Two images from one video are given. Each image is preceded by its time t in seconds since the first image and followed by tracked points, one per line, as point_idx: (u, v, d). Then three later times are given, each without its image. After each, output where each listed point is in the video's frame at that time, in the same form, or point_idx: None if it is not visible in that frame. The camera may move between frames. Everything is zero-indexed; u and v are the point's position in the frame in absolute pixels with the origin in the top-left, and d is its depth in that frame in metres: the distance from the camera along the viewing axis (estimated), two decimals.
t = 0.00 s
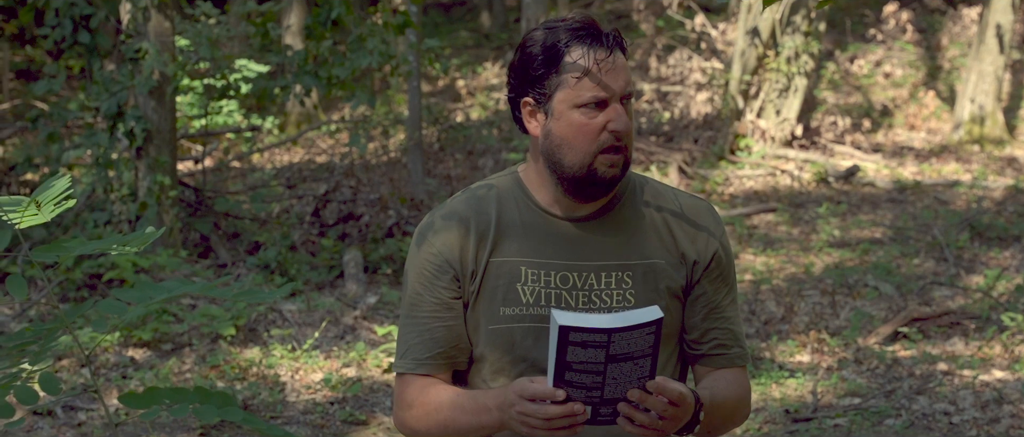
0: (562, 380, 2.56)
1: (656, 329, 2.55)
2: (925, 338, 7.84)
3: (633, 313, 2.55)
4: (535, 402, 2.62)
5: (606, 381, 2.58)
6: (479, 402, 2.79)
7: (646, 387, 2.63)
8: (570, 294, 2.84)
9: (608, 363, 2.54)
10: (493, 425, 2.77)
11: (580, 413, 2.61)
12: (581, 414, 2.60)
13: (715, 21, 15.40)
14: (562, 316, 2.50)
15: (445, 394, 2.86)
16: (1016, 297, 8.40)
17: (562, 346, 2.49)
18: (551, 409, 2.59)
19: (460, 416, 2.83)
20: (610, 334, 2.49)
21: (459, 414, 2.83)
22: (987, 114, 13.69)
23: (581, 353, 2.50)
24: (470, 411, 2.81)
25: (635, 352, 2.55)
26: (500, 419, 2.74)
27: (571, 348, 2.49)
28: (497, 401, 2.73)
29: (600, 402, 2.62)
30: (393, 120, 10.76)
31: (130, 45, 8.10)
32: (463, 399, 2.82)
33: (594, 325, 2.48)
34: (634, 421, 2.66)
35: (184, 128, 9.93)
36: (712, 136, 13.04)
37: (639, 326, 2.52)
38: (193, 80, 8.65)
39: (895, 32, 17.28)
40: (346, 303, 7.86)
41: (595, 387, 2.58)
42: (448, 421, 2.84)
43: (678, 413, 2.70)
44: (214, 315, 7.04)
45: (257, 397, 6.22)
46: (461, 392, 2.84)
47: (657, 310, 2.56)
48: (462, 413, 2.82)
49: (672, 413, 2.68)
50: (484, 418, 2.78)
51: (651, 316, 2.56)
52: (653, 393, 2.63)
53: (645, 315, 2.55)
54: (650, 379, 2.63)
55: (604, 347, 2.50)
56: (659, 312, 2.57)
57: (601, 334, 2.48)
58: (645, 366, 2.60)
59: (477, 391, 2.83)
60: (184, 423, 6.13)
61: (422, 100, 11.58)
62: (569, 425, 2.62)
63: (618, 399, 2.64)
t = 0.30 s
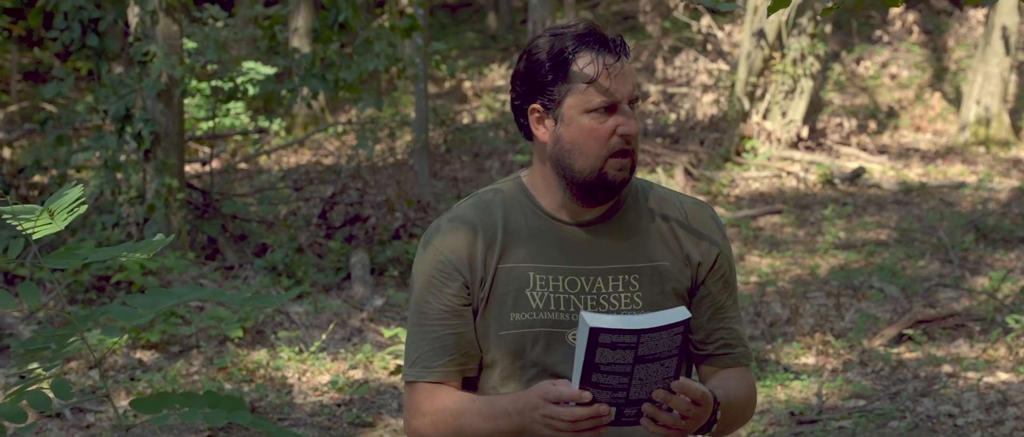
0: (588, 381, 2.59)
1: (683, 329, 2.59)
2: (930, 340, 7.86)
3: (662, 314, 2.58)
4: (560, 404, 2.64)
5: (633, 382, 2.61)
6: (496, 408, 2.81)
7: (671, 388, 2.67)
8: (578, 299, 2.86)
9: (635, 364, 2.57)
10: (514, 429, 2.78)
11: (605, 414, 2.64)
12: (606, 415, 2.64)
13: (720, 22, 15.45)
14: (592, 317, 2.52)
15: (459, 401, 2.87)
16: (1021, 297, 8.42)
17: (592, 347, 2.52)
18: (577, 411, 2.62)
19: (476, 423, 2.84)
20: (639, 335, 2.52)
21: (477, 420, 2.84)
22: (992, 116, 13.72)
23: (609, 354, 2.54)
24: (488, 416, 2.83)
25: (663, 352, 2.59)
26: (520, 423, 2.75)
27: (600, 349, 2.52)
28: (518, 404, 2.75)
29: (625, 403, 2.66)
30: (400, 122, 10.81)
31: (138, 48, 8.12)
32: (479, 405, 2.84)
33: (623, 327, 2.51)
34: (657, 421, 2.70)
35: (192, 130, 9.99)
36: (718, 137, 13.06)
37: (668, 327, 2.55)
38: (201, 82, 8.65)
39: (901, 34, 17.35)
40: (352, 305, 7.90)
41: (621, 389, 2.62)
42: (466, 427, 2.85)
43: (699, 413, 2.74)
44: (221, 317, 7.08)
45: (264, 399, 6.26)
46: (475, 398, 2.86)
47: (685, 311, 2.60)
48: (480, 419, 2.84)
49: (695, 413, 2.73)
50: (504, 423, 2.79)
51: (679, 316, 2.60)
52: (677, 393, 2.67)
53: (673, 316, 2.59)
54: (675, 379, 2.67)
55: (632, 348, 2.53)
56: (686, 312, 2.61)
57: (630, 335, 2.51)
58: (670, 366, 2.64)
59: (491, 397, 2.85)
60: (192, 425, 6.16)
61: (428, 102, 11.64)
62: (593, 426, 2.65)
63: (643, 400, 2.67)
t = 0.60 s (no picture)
0: (606, 381, 2.62)
1: (700, 328, 2.64)
2: (929, 341, 7.88)
3: (680, 313, 2.63)
4: (575, 404, 2.66)
5: (649, 381, 2.65)
6: (506, 411, 2.81)
7: (685, 386, 2.72)
8: (581, 300, 2.89)
9: (653, 362, 2.61)
10: (525, 430, 2.78)
11: (621, 413, 2.67)
12: (622, 414, 2.67)
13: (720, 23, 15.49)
14: (612, 316, 2.54)
15: (466, 404, 2.87)
16: (1019, 299, 8.45)
17: (611, 347, 2.54)
18: (593, 411, 2.64)
19: (485, 425, 2.84)
20: (659, 334, 2.56)
21: (485, 422, 2.84)
22: (991, 117, 13.76)
23: (628, 354, 2.57)
24: (497, 419, 2.83)
25: (680, 351, 2.64)
26: (533, 424, 2.75)
27: (620, 349, 2.55)
28: (530, 406, 2.75)
29: (640, 402, 2.70)
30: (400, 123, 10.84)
31: (139, 49, 8.14)
32: (488, 407, 2.85)
33: (642, 326, 2.54)
34: (671, 419, 2.75)
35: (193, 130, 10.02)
36: (717, 138, 13.09)
37: (686, 325, 2.60)
38: (202, 83, 8.69)
39: (900, 35, 17.39)
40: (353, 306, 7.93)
41: (638, 388, 2.65)
42: (474, 429, 2.85)
43: (710, 411, 2.79)
44: (222, 318, 7.10)
45: (265, 400, 6.29)
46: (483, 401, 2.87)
47: (702, 310, 2.65)
48: (488, 421, 2.83)
49: (707, 411, 2.78)
50: (515, 425, 2.79)
51: (696, 315, 2.64)
52: (691, 391, 2.73)
53: (690, 315, 2.63)
54: (689, 378, 2.73)
55: (651, 346, 2.57)
56: (703, 311, 2.66)
57: (650, 334, 2.55)
58: (686, 365, 2.69)
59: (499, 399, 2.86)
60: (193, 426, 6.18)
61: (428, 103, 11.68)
62: (609, 426, 2.68)
63: (658, 399, 2.72)
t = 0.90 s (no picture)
0: (612, 381, 2.64)
1: (706, 327, 2.67)
2: (925, 340, 7.91)
3: (687, 313, 2.66)
4: (580, 404, 2.67)
5: (655, 379, 2.69)
6: (509, 410, 2.82)
7: (690, 385, 2.76)
8: (580, 300, 2.91)
9: (659, 362, 2.64)
10: (528, 430, 2.80)
11: (626, 412, 2.70)
12: (627, 413, 2.70)
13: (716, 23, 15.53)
14: (619, 316, 2.57)
15: (468, 404, 2.88)
16: (1015, 299, 8.47)
17: (618, 347, 2.57)
18: (598, 411, 2.66)
19: (488, 425, 2.85)
20: (666, 333, 2.59)
21: (487, 423, 2.85)
22: (987, 117, 13.80)
23: (635, 353, 2.59)
24: (499, 419, 2.83)
25: (686, 349, 2.67)
26: (536, 424, 2.77)
27: (627, 349, 2.57)
28: (533, 406, 2.77)
29: (645, 401, 2.73)
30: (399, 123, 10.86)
31: (138, 50, 8.16)
32: (490, 408, 2.85)
33: (649, 326, 2.56)
34: (675, 418, 2.79)
35: (191, 131, 10.04)
36: (715, 138, 13.13)
37: (692, 325, 2.63)
38: (200, 84, 8.69)
39: (897, 35, 17.44)
40: (351, 306, 7.96)
41: (643, 387, 2.69)
42: (476, 429, 2.86)
43: (714, 410, 2.83)
44: (220, 318, 7.10)
45: (264, 399, 6.31)
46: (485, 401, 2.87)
47: (708, 310, 2.68)
48: (490, 421, 2.84)
49: (711, 410, 2.81)
50: (517, 425, 2.80)
51: (701, 315, 2.67)
52: (696, 390, 2.76)
53: (695, 315, 2.66)
54: (694, 377, 2.76)
55: (658, 346, 2.60)
56: (709, 312, 2.70)
57: (657, 334, 2.58)
58: (691, 364, 2.73)
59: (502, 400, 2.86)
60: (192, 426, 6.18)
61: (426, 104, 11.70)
62: (614, 425, 2.71)
63: (663, 398, 2.76)
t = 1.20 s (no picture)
0: (607, 382, 2.66)
1: (700, 329, 2.69)
2: (920, 339, 7.93)
3: (681, 316, 2.68)
4: (575, 405, 2.69)
5: (650, 381, 2.70)
6: (504, 408, 2.83)
7: (684, 386, 2.78)
8: (576, 299, 2.93)
9: (654, 364, 2.66)
10: (523, 429, 2.81)
11: (621, 413, 2.72)
12: (621, 414, 2.72)
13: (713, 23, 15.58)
14: (615, 319, 2.58)
15: (463, 400, 2.88)
16: (1010, 299, 8.50)
17: (613, 349, 2.58)
18: (594, 411, 2.68)
19: (483, 423, 2.86)
20: (661, 336, 2.60)
21: (482, 419, 2.86)
22: (983, 117, 13.84)
23: (630, 356, 2.61)
24: (495, 416, 2.85)
25: (681, 352, 2.69)
26: (531, 423, 2.79)
27: (622, 351, 2.59)
28: (529, 405, 2.78)
29: (640, 402, 2.75)
30: (395, 123, 10.89)
31: (135, 50, 8.15)
32: (485, 406, 2.86)
33: (645, 329, 2.57)
34: (670, 419, 2.81)
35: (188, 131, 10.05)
36: (711, 138, 13.17)
37: (686, 327, 2.65)
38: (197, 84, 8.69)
39: (893, 35, 17.49)
40: (348, 306, 7.98)
41: (638, 388, 2.70)
42: (471, 426, 2.87)
43: (708, 411, 2.85)
44: (218, 318, 7.11)
45: (261, 399, 6.32)
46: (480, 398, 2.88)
47: (702, 312, 2.70)
48: (486, 419, 2.86)
49: (705, 411, 2.83)
50: (512, 423, 2.82)
51: (695, 317, 2.69)
52: (690, 391, 2.78)
53: (690, 317, 2.68)
54: (688, 378, 2.78)
55: (653, 348, 2.61)
56: (703, 314, 2.71)
57: (652, 336, 2.59)
58: (685, 366, 2.75)
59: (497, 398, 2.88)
60: (190, 425, 6.17)
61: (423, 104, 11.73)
62: (609, 426, 2.73)
63: (657, 399, 2.77)
